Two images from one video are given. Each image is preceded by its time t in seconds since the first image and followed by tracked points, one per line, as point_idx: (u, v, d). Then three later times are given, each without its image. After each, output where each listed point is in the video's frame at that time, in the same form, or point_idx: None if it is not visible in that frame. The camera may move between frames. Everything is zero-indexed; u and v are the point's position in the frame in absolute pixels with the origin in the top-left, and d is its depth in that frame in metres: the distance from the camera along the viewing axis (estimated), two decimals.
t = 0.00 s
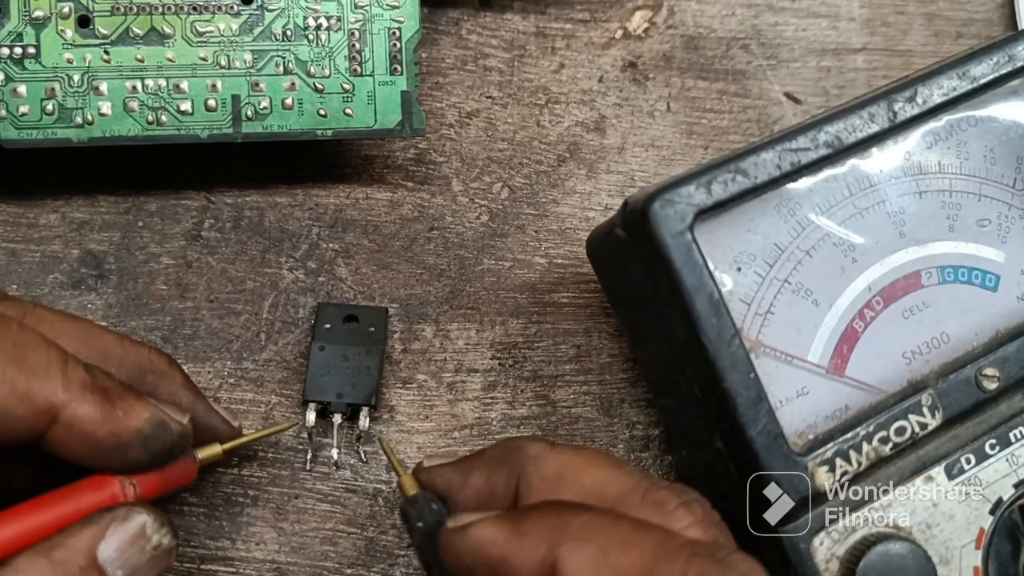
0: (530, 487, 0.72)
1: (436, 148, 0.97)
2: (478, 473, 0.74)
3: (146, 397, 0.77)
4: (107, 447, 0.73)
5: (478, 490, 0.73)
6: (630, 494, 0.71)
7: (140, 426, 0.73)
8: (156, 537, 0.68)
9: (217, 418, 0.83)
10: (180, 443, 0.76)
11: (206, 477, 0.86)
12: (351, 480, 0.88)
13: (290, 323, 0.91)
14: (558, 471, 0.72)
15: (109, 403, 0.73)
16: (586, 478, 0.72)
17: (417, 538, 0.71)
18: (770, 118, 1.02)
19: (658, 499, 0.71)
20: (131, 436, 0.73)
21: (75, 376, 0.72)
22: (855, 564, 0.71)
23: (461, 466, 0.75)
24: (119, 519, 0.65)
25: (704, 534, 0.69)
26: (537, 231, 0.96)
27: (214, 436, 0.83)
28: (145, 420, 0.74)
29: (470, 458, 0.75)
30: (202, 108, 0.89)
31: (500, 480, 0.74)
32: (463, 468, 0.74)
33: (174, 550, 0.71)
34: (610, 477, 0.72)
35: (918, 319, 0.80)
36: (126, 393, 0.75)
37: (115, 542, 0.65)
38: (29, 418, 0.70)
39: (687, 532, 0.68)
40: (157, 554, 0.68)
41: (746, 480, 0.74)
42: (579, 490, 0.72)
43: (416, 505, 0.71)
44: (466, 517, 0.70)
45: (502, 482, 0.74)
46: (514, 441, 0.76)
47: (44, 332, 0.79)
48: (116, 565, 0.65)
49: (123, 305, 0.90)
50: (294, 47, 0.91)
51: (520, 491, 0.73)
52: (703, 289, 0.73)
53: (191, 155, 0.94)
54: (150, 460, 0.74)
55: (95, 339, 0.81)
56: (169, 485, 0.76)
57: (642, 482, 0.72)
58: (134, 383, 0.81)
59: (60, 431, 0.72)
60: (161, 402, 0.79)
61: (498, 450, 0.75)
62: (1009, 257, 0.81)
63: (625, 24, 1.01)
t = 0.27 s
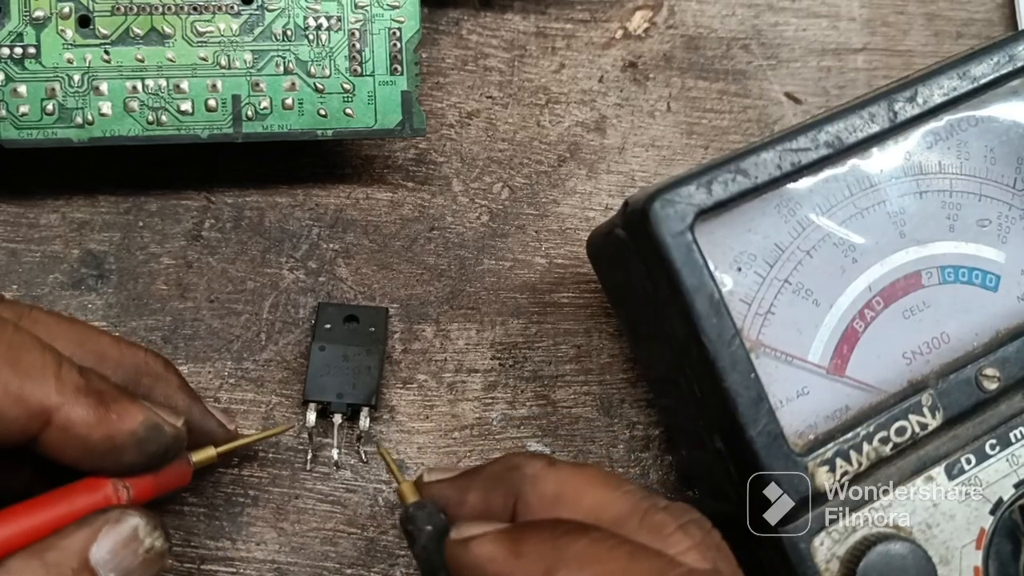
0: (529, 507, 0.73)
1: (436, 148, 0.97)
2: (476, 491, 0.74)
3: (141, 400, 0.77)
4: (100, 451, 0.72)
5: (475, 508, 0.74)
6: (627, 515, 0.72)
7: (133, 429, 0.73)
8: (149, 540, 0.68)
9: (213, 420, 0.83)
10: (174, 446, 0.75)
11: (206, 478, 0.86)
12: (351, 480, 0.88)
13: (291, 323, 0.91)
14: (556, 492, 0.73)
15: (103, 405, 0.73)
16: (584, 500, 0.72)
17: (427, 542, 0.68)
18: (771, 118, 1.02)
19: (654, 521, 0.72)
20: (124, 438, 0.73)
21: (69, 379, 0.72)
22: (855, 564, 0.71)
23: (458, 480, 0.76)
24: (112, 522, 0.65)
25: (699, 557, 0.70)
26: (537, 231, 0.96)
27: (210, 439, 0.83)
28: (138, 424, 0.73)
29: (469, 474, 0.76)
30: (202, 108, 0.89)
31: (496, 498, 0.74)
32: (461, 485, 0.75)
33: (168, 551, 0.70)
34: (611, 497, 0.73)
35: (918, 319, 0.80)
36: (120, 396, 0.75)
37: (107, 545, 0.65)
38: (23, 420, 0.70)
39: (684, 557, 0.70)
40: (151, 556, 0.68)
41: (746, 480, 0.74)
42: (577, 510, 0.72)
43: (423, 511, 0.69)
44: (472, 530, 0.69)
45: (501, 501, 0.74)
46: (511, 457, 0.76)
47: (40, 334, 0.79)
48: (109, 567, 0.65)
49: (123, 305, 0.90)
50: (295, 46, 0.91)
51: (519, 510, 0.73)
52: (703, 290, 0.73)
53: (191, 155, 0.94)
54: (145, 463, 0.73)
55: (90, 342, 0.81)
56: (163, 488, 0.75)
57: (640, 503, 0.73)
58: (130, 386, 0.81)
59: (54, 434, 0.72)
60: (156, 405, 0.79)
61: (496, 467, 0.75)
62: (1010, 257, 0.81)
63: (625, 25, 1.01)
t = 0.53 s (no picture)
0: (522, 516, 0.73)
1: (436, 148, 0.97)
2: (471, 501, 0.75)
3: (141, 401, 0.77)
4: (99, 451, 0.72)
5: (470, 518, 0.74)
6: (620, 523, 0.71)
7: (133, 430, 0.73)
8: (148, 540, 0.68)
9: (213, 422, 0.83)
10: (174, 447, 0.75)
11: (207, 478, 0.86)
12: (351, 481, 0.88)
13: (291, 323, 0.91)
14: (549, 500, 0.73)
15: (102, 406, 0.73)
16: (577, 508, 0.72)
17: (421, 553, 0.70)
18: (771, 118, 1.02)
19: (649, 528, 0.71)
20: (124, 439, 0.73)
21: (69, 379, 0.72)
22: (855, 564, 0.71)
23: (453, 490, 0.76)
24: (111, 522, 0.65)
25: (694, 564, 0.69)
26: (538, 231, 0.96)
27: (210, 440, 0.83)
28: (137, 424, 0.73)
29: (464, 485, 0.76)
30: (202, 108, 0.89)
31: (491, 509, 0.74)
32: (455, 495, 0.75)
33: (167, 552, 0.70)
34: (603, 505, 0.72)
35: (919, 319, 0.80)
36: (120, 397, 0.75)
37: (106, 545, 0.65)
38: (23, 420, 0.70)
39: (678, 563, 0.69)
40: (150, 557, 0.68)
41: (746, 480, 0.74)
42: (571, 519, 0.72)
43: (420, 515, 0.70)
44: (463, 538, 0.69)
45: (497, 510, 0.74)
46: (505, 467, 0.76)
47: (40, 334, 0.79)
48: (108, 568, 0.65)
49: (123, 305, 0.90)
50: (295, 47, 0.91)
51: (513, 520, 0.73)
52: (704, 290, 0.73)
53: (191, 155, 0.94)
54: (144, 464, 0.74)
55: (90, 343, 0.81)
56: (163, 488, 0.76)
57: (634, 511, 0.72)
58: (130, 386, 0.81)
59: (53, 434, 0.72)
60: (156, 406, 0.79)
61: (490, 478, 0.76)
62: (1010, 257, 0.81)
63: (625, 25, 1.01)
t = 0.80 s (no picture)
0: (540, 499, 0.74)
1: (436, 148, 0.97)
2: (486, 483, 0.76)
3: (140, 400, 0.77)
4: (98, 451, 0.73)
5: (485, 500, 0.75)
6: (635, 511, 0.73)
7: (131, 430, 0.73)
8: (146, 540, 0.68)
9: (213, 423, 0.83)
10: (173, 446, 0.76)
11: (207, 478, 0.86)
12: (351, 481, 0.88)
13: (291, 323, 0.91)
14: (567, 486, 0.74)
15: (101, 405, 0.73)
16: (596, 496, 0.73)
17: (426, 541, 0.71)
18: (771, 118, 1.02)
19: (665, 518, 0.73)
20: (123, 438, 0.73)
21: (68, 378, 0.73)
22: (855, 564, 0.71)
23: (470, 471, 0.77)
24: (110, 520, 0.66)
25: (708, 555, 0.71)
26: (538, 232, 0.96)
27: (210, 441, 0.83)
28: (136, 424, 0.73)
29: (479, 468, 0.77)
30: (202, 108, 0.89)
31: (509, 490, 0.76)
32: (473, 476, 0.76)
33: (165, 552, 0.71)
34: (621, 494, 0.74)
35: (919, 319, 0.80)
36: (119, 396, 0.75)
37: (105, 544, 0.65)
38: (21, 419, 0.70)
39: (693, 554, 0.71)
40: (147, 557, 0.68)
41: (746, 480, 0.74)
42: (589, 506, 0.73)
43: (421, 512, 0.71)
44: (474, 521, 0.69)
45: (512, 493, 0.76)
46: (523, 451, 0.77)
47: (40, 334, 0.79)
48: (106, 567, 0.65)
49: (123, 305, 0.90)
50: (295, 47, 0.91)
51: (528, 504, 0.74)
52: (704, 290, 0.73)
53: (192, 155, 0.94)
54: (144, 463, 0.74)
55: (90, 344, 0.81)
56: (163, 488, 0.75)
57: (650, 502, 0.74)
58: (130, 386, 0.81)
59: (52, 432, 0.72)
60: (156, 407, 0.79)
61: (508, 460, 0.77)
62: (1011, 257, 0.81)
63: (625, 25, 1.01)
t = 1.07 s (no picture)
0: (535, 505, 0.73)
1: (437, 148, 0.97)
2: (481, 488, 0.76)
3: (137, 394, 0.77)
4: (92, 442, 0.72)
5: (481, 506, 0.75)
6: (633, 513, 0.70)
7: (127, 422, 0.73)
8: (142, 532, 0.68)
9: (213, 420, 0.83)
10: (169, 439, 0.76)
11: (207, 478, 0.86)
12: (352, 481, 0.88)
13: (291, 324, 0.91)
14: (561, 490, 0.72)
15: (97, 397, 0.73)
16: (591, 498, 0.71)
17: (421, 545, 0.65)
18: (772, 119, 1.02)
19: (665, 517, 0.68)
20: (118, 430, 0.73)
21: (64, 369, 0.73)
22: (855, 564, 0.71)
23: (464, 477, 0.77)
24: (105, 511, 0.65)
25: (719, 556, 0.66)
26: (538, 232, 0.96)
27: (209, 439, 0.83)
28: (131, 416, 0.73)
29: (475, 473, 0.77)
30: (203, 108, 0.89)
31: (503, 496, 0.75)
32: (467, 481, 0.77)
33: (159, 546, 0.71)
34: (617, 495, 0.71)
35: (919, 319, 0.80)
36: (116, 389, 0.75)
37: (100, 535, 0.65)
38: (15, 409, 0.71)
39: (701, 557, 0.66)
40: (142, 549, 0.68)
41: (746, 480, 0.74)
42: (584, 508, 0.71)
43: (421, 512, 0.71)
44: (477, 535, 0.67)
45: (507, 497, 0.75)
46: (518, 457, 0.77)
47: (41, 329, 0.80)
48: (100, 559, 0.65)
49: (124, 305, 0.90)
50: (295, 47, 0.91)
51: (524, 508, 0.73)
52: (705, 290, 0.73)
53: (192, 155, 0.94)
54: (139, 455, 0.74)
55: (92, 339, 0.81)
56: (161, 483, 0.75)
57: (646, 502, 0.70)
58: (130, 381, 0.81)
59: (47, 423, 0.72)
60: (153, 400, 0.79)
61: (502, 466, 0.76)
62: (1011, 257, 0.81)
63: (626, 25, 1.01)
